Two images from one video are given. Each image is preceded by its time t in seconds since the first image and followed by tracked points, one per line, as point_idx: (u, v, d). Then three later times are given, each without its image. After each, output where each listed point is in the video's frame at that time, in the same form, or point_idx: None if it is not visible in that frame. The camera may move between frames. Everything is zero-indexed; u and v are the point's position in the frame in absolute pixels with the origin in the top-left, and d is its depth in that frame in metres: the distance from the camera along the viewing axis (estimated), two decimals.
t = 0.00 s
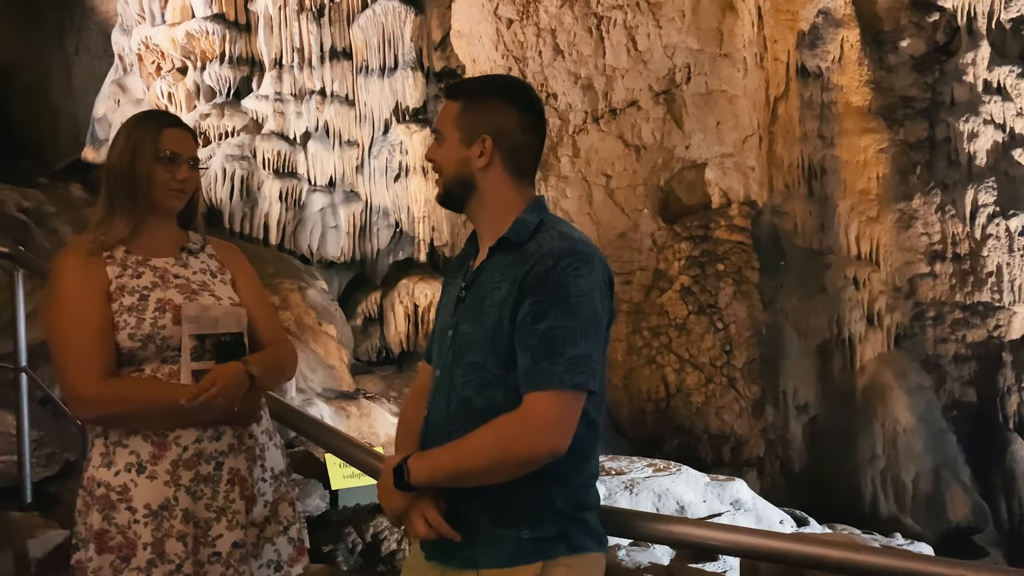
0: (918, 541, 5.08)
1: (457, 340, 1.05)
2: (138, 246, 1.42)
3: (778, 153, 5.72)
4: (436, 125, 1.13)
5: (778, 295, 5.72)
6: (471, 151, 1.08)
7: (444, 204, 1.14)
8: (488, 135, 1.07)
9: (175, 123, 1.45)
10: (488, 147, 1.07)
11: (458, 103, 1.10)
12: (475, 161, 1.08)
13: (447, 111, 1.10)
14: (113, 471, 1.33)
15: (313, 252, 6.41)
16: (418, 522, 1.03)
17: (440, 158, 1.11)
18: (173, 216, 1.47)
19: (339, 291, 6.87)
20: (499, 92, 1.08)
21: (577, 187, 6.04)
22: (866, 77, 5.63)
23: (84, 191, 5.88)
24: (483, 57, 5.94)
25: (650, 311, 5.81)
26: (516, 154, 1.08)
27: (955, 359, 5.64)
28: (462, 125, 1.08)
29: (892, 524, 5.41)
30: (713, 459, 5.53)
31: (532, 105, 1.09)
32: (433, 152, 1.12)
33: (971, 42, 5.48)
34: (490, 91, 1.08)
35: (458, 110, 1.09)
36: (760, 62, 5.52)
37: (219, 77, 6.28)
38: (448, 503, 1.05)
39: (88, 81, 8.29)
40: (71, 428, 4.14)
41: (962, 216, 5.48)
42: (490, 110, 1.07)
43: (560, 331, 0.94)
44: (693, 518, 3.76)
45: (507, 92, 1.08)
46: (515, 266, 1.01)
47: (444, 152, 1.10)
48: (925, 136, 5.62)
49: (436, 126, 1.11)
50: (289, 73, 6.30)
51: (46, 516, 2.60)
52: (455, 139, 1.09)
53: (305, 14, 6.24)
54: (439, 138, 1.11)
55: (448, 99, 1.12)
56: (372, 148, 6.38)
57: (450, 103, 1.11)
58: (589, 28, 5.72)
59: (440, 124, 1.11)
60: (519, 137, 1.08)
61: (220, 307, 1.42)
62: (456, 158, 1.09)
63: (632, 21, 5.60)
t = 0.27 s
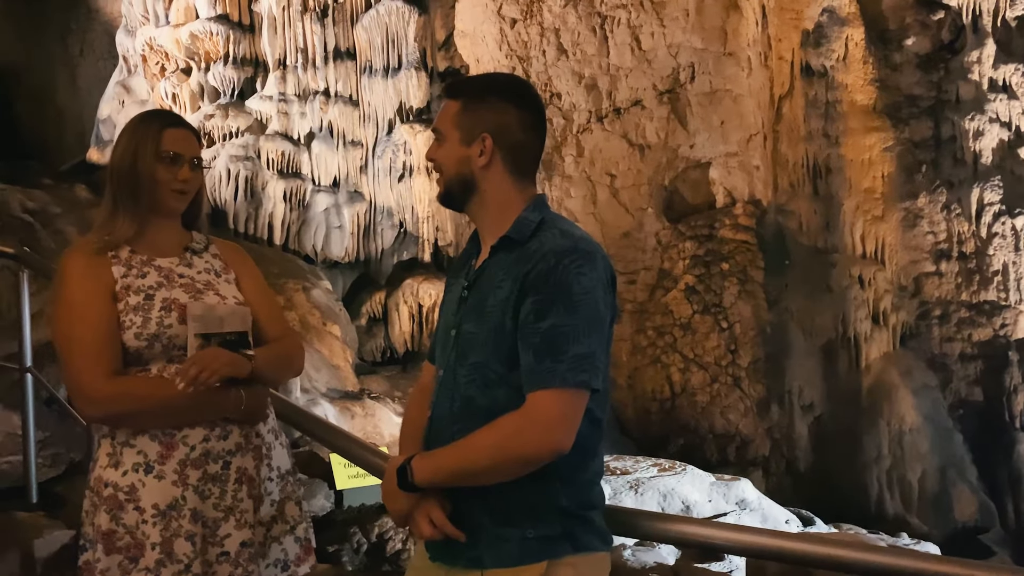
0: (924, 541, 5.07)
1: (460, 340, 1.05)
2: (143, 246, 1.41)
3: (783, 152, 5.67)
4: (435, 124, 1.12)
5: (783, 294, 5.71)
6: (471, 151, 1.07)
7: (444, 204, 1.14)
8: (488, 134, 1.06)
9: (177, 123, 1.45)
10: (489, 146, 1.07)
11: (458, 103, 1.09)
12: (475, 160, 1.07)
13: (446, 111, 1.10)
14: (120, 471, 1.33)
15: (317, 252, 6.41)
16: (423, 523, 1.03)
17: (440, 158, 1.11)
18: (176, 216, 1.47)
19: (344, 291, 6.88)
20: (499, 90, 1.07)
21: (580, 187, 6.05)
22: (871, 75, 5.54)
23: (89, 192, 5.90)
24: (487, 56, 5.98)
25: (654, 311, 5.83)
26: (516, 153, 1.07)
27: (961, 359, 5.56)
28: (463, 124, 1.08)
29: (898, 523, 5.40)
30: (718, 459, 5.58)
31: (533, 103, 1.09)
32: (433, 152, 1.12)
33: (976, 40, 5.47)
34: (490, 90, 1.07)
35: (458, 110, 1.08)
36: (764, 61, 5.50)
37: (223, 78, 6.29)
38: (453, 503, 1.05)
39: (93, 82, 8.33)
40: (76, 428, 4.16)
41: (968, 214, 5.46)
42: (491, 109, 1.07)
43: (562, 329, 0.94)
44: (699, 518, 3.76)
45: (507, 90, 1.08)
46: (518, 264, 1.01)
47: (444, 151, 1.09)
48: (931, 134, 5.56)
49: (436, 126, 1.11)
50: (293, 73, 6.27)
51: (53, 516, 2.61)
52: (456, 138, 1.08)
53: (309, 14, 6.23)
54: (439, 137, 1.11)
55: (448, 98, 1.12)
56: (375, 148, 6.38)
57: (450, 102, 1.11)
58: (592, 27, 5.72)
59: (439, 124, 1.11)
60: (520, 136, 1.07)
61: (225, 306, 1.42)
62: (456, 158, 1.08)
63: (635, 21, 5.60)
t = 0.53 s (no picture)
0: (931, 540, 5.05)
1: (461, 340, 1.04)
2: (143, 246, 1.41)
3: (788, 151, 5.69)
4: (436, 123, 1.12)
5: (788, 294, 5.73)
6: (472, 150, 1.07)
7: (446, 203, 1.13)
8: (489, 133, 1.06)
9: (184, 122, 1.45)
10: (489, 146, 1.06)
11: (459, 101, 1.09)
12: (476, 159, 1.06)
13: (446, 110, 1.10)
14: (123, 472, 1.33)
15: (320, 252, 6.41)
16: (425, 524, 1.02)
17: (440, 157, 1.10)
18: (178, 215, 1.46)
19: (347, 291, 6.88)
20: (500, 89, 1.07)
21: (585, 186, 6.02)
22: (876, 73, 5.59)
23: (92, 192, 5.91)
24: (490, 56, 5.93)
25: (659, 310, 5.80)
26: (517, 152, 1.06)
27: (967, 357, 5.53)
28: (463, 123, 1.07)
29: (904, 523, 5.38)
30: (723, 459, 5.46)
31: (535, 101, 1.08)
32: (433, 151, 1.11)
33: (982, 37, 5.43)
34: (491, 88, 1.07)
35: (459, 109, 1.08)
36: (768, 59, 5.49)
37: (226, 77, 6.29)
38: (456, 503, 1.04)
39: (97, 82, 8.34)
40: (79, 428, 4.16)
41: (974, 212, 5.45)
42: (492, 108, 1.06)
43: (563, 329, 0.93)
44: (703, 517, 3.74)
45: (509, 89, 1.07)
46: (518, 263, 1.00)
47: (445, 150, 1.09)
48: (936, 132, 5.59)
49: (436, 125, 1.11)
50: (297, 73, 6.32)
51: (56, 516, 2.61)
52: (456, 138, 1.08)
53: (313, 14, 6.27)
54: (439, 136, 1.10)
55: (449, 97, 1.11)
56: (379, 147, 6.37)
57: (452, 101, 1.10)
58: (596, 26, 5.70)
59: (440, 123, 1.10)
60: (520, 134, 1.06)
61: (227, 306, 1.42)
62: (456, 157, 1.08)
63: (639, 19, 5.57)
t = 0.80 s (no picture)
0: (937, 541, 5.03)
1: (466, 338, 1.04)
2: (148, 244, 1.40)
3: (793, 149, 5.65)
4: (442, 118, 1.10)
5: (793, 293, 5.70)
6: (479, 146, 1.06)
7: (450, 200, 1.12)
8: (496, 130, 1.05)
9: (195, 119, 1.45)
10: (496, 143, 1.05)
11: (466, 97, 1.08)
12: (483, 156, 1.06)
13: (453, 106, 1.09)
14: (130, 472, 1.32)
15: (325, 251, 6.42)
16: (429, 523, 1.01)
17: (447, 152, 1.09)
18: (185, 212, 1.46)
19: (352, 290, 6.88)
20: (506, 84, 1.06)
21: (589, 185, 6.03)
22: (882, 71, 5.51)
23: (97, 191, 5.92)
24: (495, 53, 5.92)
25: (663, 309, 5.83)
26: (522, 148, 1.06)
27: (973, 356, 5.49)
28: (470, 120, 1.06)
29: (910, 522, 5.37)
30: (728, 458, 5.58)
31: (541, 98, 1.07)
32: (439, 146, 1.10)
33: (988, 35, 5.38)
34: (496, 84, 1.06)
35: (465, 105, 1.07)
36: (773, 58, 5.45)
37: (231, 76, 6.31)
38: (460, 502, 1.03)
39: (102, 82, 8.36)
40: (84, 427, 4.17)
41: (980, 210, 5.41)
42: (498, 104, 1.05)
43: (569, 327, 0.92)
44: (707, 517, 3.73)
45: (514, 85, 1.06)
46: (524, 260, 0.99)
47: (451, 147, 1.08)
48: (942, 130, 5.55)
49: (442, 120, 1.09)
50: (301, 72, 6.31)
51: (61, 514, 2.61)
52: (463, 134, 1.07)
53: (316, 13, 6.24)
54: (445, 132, 1.09)
55: (455, 93, 1.10)
56: (383, 146, 6.36)
57: (458, 96, 1.09)
58: (601, 23, 5.67)
59: (446, 119, 1.09)
60: (525, 130, 1.05)
61: (234, 305, 1.43)
62: (465, 154, 1.06)
63: (644, 17, 5.56)
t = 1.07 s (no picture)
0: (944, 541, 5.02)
1: (472, 337, 1.03)
2: (160, 242, 1.40)
3: (799, 148, 5.65)
4: (466, 113, 1.05)
5: (799, 291, 5.66)
6: (523, 144, 1.05)
7: (471, 198, 1.07)
8: (540, 130, 1.06)
9: (185, 117, 1.41)
10: (540, 141, 1.06)
11: (496, 92, 1.05)
12: (525, 155, 1.06)
13: (485, 101, 1.04)
14: (136, 470, 1.31)
15: (330, 249, 6.42)
16: (437, 522, 1.01)
17: (483, 149, 1.04)
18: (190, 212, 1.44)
19: (356, 289, 6.88)
20: (529, 84, 1.07)
21: (594, 183, 6.01)
22: (889, 69, 5.58)
23: (103, 190, 5.92)
24: (499, 53, 5.89)
25: (669, 308, 5.76)
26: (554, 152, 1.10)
27: (981, 356, 5.50)
28: (512, 117, 1.04)
29: (916, 522, 5.36)
30: (733, 457, 5.45)
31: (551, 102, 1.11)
32: (469, 143, 1.05)
33: (996, 33, 5.35)
34: (524, 84, 1.06)
35: (502, 101, 1.04)
36: (780, 55, 5.46)
37: (236, 75, 6.33)
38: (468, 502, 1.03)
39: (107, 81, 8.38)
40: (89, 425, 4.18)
41: (988, 208, 5.40)
42: (534, 103, 1.06)
43: (580, 322, 0.91)
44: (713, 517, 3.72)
45: (534, 86, 1.08)
46: (533, 257, 0.99)
47: (491, 145, 1.04)
48: (949, 128, 5.53)
49: (472, 116, 1.04)
50: (306, 71, 6.30)
51: (67, 514, 2.62)
52: (503, 131, 1.04)
53: (321, 11, 6.23)
54: (481, 129, 1.04)
55: (476, 87, 1.06)
56: (388, 145, 6.35)
57: (482, 90, 1.05)
58: (606, 22, 5.67)
59: (478, 114, 1.04)
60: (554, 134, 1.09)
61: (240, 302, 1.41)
62: (507, 152, 1.05)
63: (649, 15, 5.55)
